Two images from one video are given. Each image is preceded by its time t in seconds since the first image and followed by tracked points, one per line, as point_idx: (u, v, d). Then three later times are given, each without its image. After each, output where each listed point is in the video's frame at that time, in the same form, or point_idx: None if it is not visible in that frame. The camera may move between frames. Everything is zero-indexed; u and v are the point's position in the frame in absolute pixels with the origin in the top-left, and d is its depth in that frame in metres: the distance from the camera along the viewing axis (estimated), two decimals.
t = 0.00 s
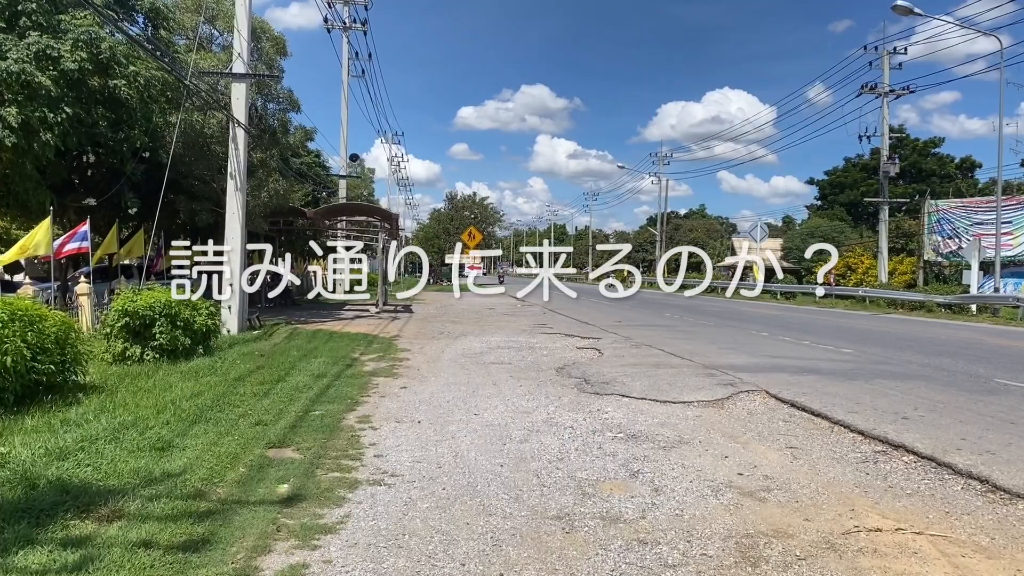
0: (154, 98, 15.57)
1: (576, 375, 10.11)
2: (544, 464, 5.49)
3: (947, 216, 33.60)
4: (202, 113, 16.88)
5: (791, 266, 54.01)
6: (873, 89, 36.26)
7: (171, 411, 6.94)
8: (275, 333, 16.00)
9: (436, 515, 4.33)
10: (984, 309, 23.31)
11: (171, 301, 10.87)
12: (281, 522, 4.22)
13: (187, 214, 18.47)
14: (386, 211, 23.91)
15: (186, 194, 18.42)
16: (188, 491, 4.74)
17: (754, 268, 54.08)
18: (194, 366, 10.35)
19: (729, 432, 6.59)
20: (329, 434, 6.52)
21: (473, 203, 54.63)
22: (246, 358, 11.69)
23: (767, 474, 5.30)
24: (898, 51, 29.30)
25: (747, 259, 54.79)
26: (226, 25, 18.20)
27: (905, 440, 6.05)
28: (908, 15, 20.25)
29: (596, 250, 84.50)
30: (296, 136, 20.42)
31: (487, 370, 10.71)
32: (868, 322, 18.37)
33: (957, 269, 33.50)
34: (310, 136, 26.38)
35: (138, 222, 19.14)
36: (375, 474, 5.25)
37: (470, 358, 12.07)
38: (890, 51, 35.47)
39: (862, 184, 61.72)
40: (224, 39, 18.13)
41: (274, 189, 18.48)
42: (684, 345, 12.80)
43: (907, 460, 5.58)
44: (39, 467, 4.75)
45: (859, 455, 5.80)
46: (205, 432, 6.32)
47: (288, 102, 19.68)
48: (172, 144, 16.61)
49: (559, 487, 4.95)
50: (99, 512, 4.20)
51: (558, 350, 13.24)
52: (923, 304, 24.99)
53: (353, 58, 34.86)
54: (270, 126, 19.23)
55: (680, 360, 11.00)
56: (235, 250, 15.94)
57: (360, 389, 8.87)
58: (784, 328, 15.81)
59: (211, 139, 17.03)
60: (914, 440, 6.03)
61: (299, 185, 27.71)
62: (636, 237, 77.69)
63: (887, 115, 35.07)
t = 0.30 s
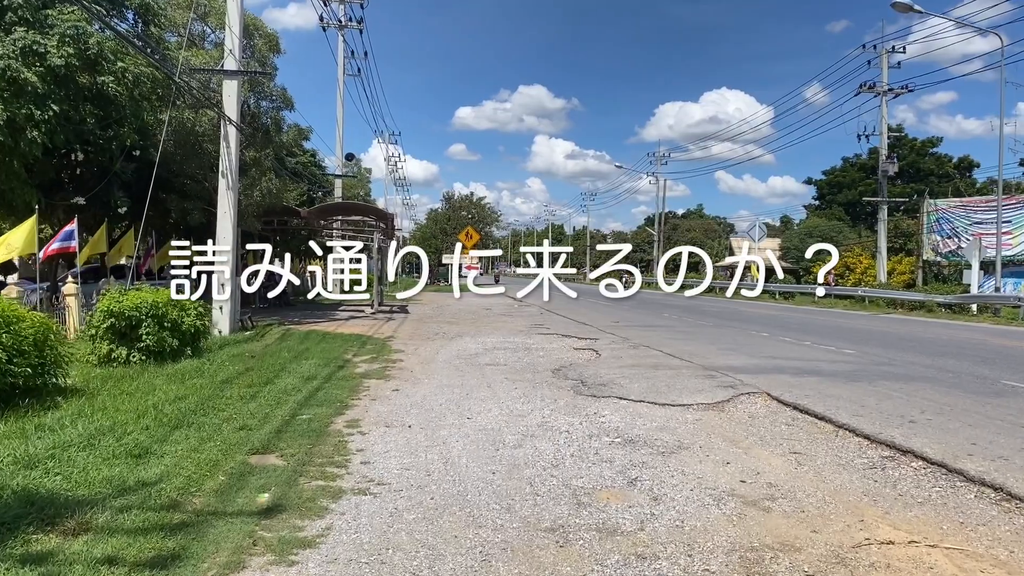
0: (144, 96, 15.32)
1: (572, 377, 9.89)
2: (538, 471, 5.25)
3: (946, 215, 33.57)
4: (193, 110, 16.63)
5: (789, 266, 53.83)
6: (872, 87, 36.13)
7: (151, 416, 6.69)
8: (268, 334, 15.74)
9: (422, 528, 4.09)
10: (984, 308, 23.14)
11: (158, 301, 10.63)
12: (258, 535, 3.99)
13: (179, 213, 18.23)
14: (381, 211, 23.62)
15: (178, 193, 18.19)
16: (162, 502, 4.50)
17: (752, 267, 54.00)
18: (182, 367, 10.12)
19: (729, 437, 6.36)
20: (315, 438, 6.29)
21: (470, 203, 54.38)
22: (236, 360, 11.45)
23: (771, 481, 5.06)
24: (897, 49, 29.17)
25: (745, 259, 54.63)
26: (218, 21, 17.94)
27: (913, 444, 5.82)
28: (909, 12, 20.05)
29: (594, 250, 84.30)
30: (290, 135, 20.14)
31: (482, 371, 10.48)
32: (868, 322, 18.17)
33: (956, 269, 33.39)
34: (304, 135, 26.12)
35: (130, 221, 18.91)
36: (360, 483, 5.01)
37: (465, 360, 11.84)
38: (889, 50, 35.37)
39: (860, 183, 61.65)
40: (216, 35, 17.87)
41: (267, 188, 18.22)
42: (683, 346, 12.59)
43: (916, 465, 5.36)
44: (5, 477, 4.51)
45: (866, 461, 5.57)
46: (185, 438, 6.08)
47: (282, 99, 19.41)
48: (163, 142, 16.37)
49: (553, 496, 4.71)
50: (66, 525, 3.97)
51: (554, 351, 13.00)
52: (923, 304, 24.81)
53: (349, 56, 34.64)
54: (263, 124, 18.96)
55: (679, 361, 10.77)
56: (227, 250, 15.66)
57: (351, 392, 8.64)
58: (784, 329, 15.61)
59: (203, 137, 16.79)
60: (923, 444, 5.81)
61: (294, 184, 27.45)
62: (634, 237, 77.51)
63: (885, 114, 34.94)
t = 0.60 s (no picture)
0: (87, 80, 14.06)
1: (552, 391, 8.79)
2: (504, 527, 4.14)
3: (936, 214, 33.01)
4: (144, 97, 15.38)
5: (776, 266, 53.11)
6: (861, 84, 35.48)
7: (36, 448, 5.50)
8: (224, 340, 14.47)
9: None
10: (981, 310, 22.40)
11: (85, 306, 9.38)
12: None
13: (131, 209, 16.90)
14: (353, 208, 22.37)
15: (129, 187, 16.87)
16: None
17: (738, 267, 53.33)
18: (109, 380, 8.90)
19: (737, 472, 5.29)
20: (234, 476, 5.15)
21: (451, 202, 53.08)
22: (177, 371, 10.25)
23: (797, 540, 3.99)
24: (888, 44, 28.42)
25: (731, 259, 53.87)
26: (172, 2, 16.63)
27: (962, 483, 4.79)
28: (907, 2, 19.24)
29: (578, 251, 83.32)
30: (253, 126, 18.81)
31: (451, 384, 9.35)
32: (866, 326, 17.28)
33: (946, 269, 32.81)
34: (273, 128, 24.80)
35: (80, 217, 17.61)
36: (271, 548, 3.86)
37: (435, 369, 10.69)
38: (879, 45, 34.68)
39: (845, 183, 61.27)
40: (171, 18, 16.56)
41: (226, 182, 16.95)
42: (673, 354, 11.54)
43: (973, 514, 4.31)
44: None
45: (909, 506, 4.52)
46: (67, 478, 4.91)
47: (244, 88, 18.12)
48: (109, 132, 15.06)
49: (520, 568, 3.61)
50: None
51: (534, 359, 11.90)
52: (917, 305, 23.98)
53: (324, 48, 33.32)
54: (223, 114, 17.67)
55: (670, 372, 9.72)
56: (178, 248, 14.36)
57: (295, 412, 7.49)
58: (780, 334, 14.61)
59: (155, 127, 15.53)
60: (974, 483, 4.77)
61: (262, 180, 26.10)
62: (618, 237, 76.63)
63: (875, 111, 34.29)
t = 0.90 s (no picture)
0: (75, 78, 13.75)
1: (550, 397, 8.55)
2: (502, 549, 3.87)
3: (934, 214, 32.93)
4: (133, 95, 15.06)
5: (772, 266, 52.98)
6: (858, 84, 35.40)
7: (7, 461, 5.22)
8: (214, 342, 14.14)
9: None
10: (980, 311, 22.29)
11: (67, 309, 9.08)
12: None
13: (120, 209, 16.57)
14: (347, 207, 22.09)
15: (118, 186, 16.54)
16: None
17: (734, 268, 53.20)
18: (92, 386, 8.61)
19: (745, 485, 5.04)
20: (215, 491, 4.87)
21: (447, 202, 52.82)
22: (165, 375, 9.96)
23: (815, 563, 3.74)
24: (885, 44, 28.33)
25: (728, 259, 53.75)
26: None
27: (983, 498, 4.56)
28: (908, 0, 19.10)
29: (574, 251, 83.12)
30: (246, 125, 18.43)
31: (446, 389, 9.10)
32: (866, 327, 17.14)
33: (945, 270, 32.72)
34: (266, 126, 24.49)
35: (69, 217, 17.30)
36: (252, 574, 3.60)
37: (429, 373, 10.45)
38: (876, 45, 34.56)
39: (841, 183, 61.29)
40: (161, 15, 16.23)
41: (217, 181, 16.62)
42: (673, 357, 11.32)
43: (997, 533, 4.08)
44: None
45: (929, 524, 4.28)
46: (36, 495, 4.63)
47: (235, 85, 17.78)
48: (97, 129, 14.74)
49: None
50: None
51: (530, 362, 11.66)
52: (916, 306, 23.83)
53: (318, 46, 33.00)
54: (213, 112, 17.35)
55: (671, 376, 9.50)
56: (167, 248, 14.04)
57: (284, 420, 7.22)
58: (781, 336, 14.42)
59: (144, 125, 15.22)
60: (996, 499, 4.55)
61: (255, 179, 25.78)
62: (614, 237, 76.47)
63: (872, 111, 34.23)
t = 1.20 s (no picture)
0: (64, 72, 13.46)
1: (551, 399, 8.31)
2: (505, 565, 3.64)
3: (935, 214, 32.77)
4: (125, 91, 14.78)
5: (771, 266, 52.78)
6: (858, 82, 35.28)
7: None
8: (206, 342, 13.82)
9: None
10: (984, 310, 22.08)
11: (54, 308, 8.79)
12: None
13: (111, 207, 16.26)
14: (344, 206, 21.82)
15: (110, 184, 16.23)
16: None
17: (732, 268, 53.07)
18: (78, 387, 8.33)
19: (759, 493, 4.80)
20: (202, 500, 4.61)
21: (445, 201, 52.51)
22: (155, 376, 9.69)
23: None
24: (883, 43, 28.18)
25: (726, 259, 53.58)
26: None
27: (1012, 509, 4.32)
28: None
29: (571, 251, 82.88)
30: (240, 121, 18.10)
31: (443, 390, 8.86)
32: (869, 327, 16.96)
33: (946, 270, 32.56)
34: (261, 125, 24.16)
35: (60, 215, 17.00)
36: None
37: (427, 374, 10.20)
38: (875, 44, 34.42)
39: (839, 183, 61.20)
40: (153, 9, 15.94)
41: (210, 179, 16.32)
42: (676, 357, 11.10)
43: None
44: None
45: (956, 535, 4.04)
46: (9, 506, 4.36)
47: (230, 81, 17.45)
48: (88, 125, 14.43)
49: None
50: None
51: (530, 363, 11.41)
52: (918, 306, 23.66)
53: (315, 43, 32.67)
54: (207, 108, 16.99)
55: (675, 378, 9.27)
56: (160, 247, 13.73)
57: (276, 423, 6.96)
58: (784, 336, 14.22)
59: (135, 121, 14.93)
60: None
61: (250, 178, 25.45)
62: (612, 237, 76.27)
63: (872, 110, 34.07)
